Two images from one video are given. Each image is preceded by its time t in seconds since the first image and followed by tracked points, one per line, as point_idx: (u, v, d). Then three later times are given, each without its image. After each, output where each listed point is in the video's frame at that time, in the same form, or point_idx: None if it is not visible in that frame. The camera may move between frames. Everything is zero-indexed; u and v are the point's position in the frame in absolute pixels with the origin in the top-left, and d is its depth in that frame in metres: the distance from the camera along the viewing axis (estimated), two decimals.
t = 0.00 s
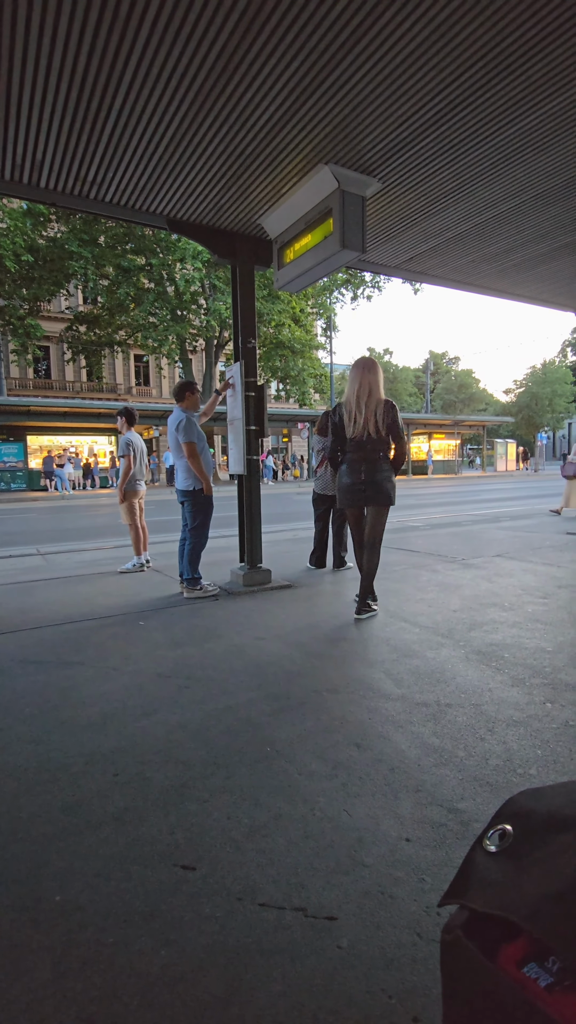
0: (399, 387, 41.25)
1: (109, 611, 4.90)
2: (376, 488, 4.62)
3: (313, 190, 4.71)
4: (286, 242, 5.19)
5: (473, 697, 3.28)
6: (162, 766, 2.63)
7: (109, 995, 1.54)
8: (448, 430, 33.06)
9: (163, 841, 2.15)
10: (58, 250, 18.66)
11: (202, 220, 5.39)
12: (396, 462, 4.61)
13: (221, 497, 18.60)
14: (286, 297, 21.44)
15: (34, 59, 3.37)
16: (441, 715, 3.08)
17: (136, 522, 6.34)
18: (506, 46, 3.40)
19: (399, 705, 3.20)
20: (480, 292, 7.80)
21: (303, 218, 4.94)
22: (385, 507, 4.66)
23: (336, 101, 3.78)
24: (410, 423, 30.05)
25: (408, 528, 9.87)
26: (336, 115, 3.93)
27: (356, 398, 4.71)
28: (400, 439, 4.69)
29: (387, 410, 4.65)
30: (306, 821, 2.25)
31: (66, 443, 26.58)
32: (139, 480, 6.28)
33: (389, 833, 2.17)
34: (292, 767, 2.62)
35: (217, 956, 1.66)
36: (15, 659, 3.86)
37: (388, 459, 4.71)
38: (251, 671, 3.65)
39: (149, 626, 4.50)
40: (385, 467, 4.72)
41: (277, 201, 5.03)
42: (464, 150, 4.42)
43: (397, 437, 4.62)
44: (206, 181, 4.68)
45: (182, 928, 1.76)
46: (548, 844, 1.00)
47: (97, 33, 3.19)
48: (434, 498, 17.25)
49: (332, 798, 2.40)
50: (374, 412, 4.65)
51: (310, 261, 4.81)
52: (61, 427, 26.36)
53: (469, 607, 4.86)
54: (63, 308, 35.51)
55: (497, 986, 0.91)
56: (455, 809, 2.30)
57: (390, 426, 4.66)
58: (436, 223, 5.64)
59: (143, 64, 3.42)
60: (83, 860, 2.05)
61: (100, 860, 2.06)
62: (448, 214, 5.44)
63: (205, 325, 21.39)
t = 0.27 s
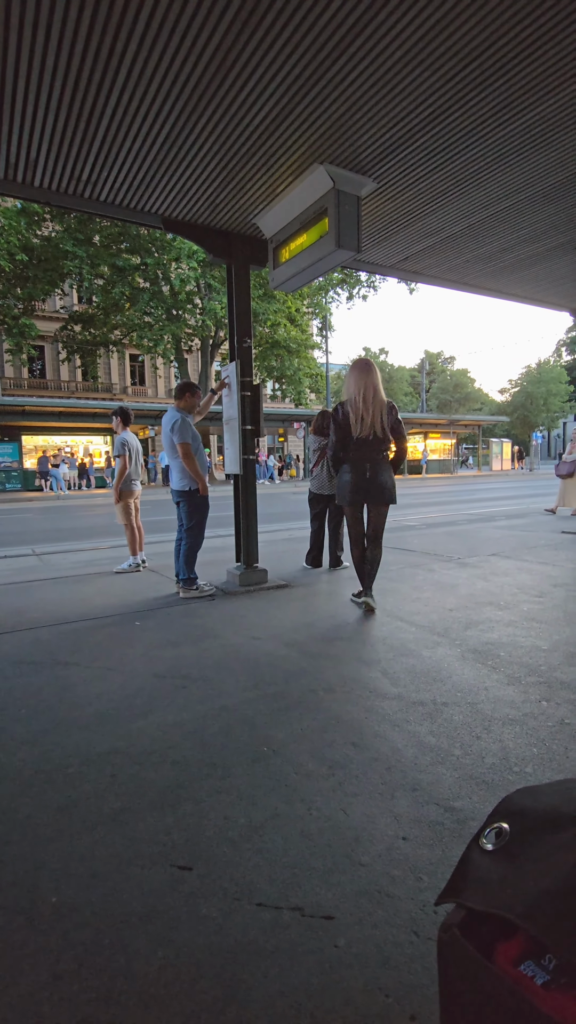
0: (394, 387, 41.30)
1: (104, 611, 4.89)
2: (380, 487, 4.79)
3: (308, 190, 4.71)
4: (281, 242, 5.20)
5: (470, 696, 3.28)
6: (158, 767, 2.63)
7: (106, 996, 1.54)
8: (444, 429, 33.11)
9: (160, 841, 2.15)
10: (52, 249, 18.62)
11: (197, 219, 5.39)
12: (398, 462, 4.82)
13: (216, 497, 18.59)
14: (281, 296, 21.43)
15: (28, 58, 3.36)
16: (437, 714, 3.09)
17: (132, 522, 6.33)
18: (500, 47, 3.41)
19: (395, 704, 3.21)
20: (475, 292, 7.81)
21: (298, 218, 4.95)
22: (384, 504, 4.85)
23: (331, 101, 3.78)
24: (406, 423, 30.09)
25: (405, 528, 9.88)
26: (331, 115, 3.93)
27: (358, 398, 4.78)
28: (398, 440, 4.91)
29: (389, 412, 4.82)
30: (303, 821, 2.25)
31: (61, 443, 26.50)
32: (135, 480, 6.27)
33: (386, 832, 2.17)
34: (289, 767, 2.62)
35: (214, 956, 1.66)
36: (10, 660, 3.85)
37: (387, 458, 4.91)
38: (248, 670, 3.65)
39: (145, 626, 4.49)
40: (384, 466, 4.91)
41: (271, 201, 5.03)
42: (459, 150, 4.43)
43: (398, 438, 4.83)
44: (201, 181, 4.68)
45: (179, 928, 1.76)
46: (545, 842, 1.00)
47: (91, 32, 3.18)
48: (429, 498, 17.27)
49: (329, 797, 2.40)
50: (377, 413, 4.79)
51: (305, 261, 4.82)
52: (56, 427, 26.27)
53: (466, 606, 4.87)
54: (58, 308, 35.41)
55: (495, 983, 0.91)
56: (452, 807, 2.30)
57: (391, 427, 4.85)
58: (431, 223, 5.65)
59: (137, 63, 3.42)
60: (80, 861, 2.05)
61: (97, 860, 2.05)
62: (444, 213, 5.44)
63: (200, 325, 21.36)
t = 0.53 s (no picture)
0: (390, 387, 41.34)
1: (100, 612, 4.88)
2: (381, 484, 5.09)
3: (303, 190, 4.71)
4: (276, 242, 5.20)
5: (465, 695, 3.30)
6: (154, 767, 2.63)
7: (103, 997, 1.54)
8: (440, 429, 33.15)
9: (156, 842, 2.15)
10: (47, 249, 18.57)
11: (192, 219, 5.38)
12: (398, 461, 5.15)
13: (212, 496, 18.56)
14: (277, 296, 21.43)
15: (21, 57, 3.34)
16: (433, 713, 3.09)
17: (127, 522, 6.32)
18: (495, 48, 3.42)
19: (391, 703, 3.21)
20: (470, 292, 7.83)
21: (293, 218, 4.95)
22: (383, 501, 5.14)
23: (325, 101, 3.78)
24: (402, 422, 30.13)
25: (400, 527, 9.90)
26: (326, 115, 3.93)
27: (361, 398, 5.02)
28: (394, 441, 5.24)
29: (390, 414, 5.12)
30: (299, 821, 2.25)
31: (56, 443, 26.42)
32: (130, 480, 6.26)
33: (381, 831, 2.18)
34: (285, 767, 2.62)
35: (211, 956, 1.66)
36: (5, 661, 3.84)
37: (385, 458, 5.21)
38: (244, 670, 3.65)
39: (141, 627, 4.48)
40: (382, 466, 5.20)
41: (266, 201, 5.03)
42: (453, 150, 4.43)
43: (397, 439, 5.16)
44: (196, 181, 4.68)
45: (176, 929, 1.76)
46: (538, 841, 1.00)
47: (85, 31, 3.18)
48: (425, 498, 17.27)
49: (325, 797, 2.40)
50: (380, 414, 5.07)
51: (300, 261, 4.82)
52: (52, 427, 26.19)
53: (461, 605, 4.88)
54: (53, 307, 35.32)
55: (488, 981, 0.91)
56: (447, 806, 2.31)
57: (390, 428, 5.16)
58: (426, 223, 5.66)
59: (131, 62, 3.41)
60: (76, 862, 2.05)
61: (93, 862, 2.05)
62: (438, 214, 5.46)
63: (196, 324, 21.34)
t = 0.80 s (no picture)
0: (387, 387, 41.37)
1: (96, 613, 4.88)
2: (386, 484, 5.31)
3: (299, 191, 4.72)
4: (272, 242, 5.20)
5: (462, 694, 3.31)
6: (150, 769, 2.62)
7: (98, 999, 1.54)
8: (436, 429, 33.21)
9: (151, 843, 2.15)
10: (42, 249, 18.49)
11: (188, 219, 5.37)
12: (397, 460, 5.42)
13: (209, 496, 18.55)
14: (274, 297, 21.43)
15: (15, 57, 3.34)
16: (429, 713, 3.10)
17: (124, 523, 6.31)
18: (490, 48, 3.42)
19: (387, 703, 3.22)
20: (466, 292, 7.84)
21: (288, 219, 4.95)
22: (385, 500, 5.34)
23: (321, 101, 3.77)
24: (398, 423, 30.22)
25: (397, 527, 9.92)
26: (321, 115, 3.92)
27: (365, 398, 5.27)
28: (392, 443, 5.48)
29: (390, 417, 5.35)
30: (296, 821, 2.26)
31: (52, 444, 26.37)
32: (127, 481, 6.26)
33: (378, 831, 2.18)
34: (281, 767, 2.62)
35: (207, 957, 1.66)
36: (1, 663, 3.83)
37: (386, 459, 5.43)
38: (240, 671, 3.66)
39: (139, 628, 4.48)
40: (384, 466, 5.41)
41: (262, 201, 5.03)
42: (448, 151, 4.45)
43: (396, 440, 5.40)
44: (192, 181, 4.67)
45: (171, 929, 1.76)
46: (531, 840, 1.01)
47: (78, 32, 3.17)
48: (420, 498, 17.28)
49: (322, 796, 2.41)
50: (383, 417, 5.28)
51: (296, 261, 4.82)
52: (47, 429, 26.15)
53: (457, 605, 4.90)
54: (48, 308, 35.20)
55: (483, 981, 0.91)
56: (443, 806, 2.31)
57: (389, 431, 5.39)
58: (422, 224, 5.67)
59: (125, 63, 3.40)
60: (71, 864, 2.04)
61: (88, 864, 2.05)
62: (434, 214, 5.47)
63: (193, 325, 21.33)
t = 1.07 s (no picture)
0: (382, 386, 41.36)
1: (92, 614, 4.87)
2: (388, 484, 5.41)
3: (294, 191, 4.72)
4: (267, 242, 5.21)
5: (457, 693, 3.32)
6: (145, 771, 2.62)
7: (95, 1000, 1.54)
8: (432, 429, 33.26)
9: (147, 844, 2.15)
10: (37, 248, 18.41)
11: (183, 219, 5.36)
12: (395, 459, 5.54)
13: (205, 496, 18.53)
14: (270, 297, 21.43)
15: (9, 57, 3.33)
16: (424, 712, 3.11)
17: (119, 524, 6.30)
18: (484, 49, 3.42)
19: (383, 703, 3.23)
20: (460, 292, 7.85)
21: (283, 219, 4.96)
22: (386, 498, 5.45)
23: (315, 102, 3.78)
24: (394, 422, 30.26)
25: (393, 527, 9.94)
26: (315, 116, 3.92)
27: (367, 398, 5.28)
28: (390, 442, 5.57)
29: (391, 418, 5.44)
30: (291, 820, 2.26)
31: (47, 444, 26.28)
32: (122, 482, 6.25)
33: (373, 830, 2.19)
34: (277, 767, 2.63)
35: (203, 957, 1.67)
36: None
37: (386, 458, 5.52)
38: (236, 671, 3.66)
39: (135, 629, 4.48)
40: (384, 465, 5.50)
41: (257, 201, 5.02)
42: (441, 152, 4.46)
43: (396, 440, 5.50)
44: (186, 181, 4.66)
45: (167, 930, 1.77)
46: (523, 838, 1.01)
47: (73, 32, 3.16)
48: (416, 498, 17.31)
49: (317, 796, 2.41)
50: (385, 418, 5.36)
51: (291, 261, 4.81)
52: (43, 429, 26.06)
53: (453, 605, 4.91)
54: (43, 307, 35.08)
55: (476, 979, 0.92)
56: (439, 805, 2.32)
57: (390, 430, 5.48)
58: (416, 224, 5.68)
59: (120, 63, 3.40)
60: (66, 867, 2.04)
61: (84, 865, 2.05)
62: (428, 215, 5.48)
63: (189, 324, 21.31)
